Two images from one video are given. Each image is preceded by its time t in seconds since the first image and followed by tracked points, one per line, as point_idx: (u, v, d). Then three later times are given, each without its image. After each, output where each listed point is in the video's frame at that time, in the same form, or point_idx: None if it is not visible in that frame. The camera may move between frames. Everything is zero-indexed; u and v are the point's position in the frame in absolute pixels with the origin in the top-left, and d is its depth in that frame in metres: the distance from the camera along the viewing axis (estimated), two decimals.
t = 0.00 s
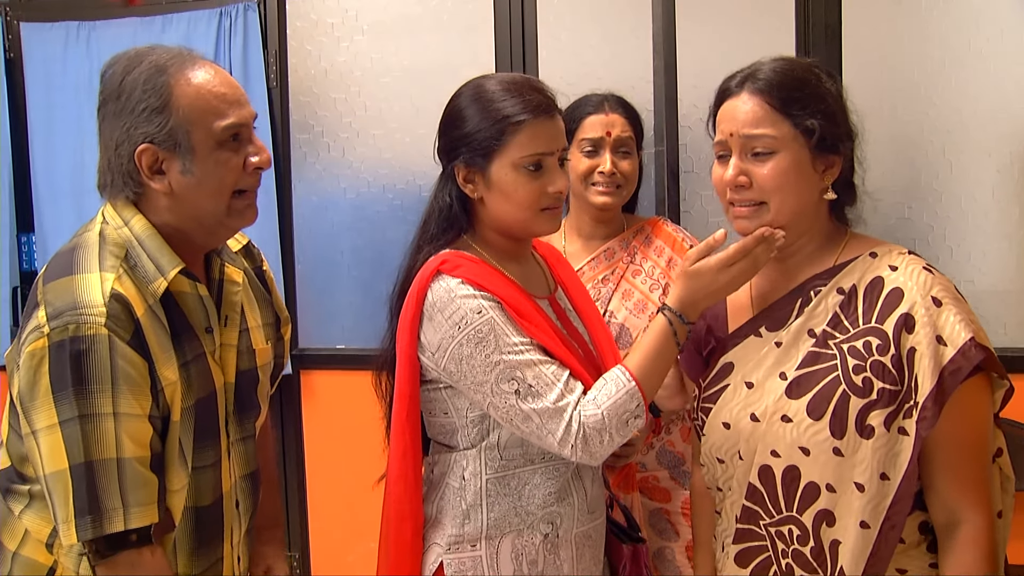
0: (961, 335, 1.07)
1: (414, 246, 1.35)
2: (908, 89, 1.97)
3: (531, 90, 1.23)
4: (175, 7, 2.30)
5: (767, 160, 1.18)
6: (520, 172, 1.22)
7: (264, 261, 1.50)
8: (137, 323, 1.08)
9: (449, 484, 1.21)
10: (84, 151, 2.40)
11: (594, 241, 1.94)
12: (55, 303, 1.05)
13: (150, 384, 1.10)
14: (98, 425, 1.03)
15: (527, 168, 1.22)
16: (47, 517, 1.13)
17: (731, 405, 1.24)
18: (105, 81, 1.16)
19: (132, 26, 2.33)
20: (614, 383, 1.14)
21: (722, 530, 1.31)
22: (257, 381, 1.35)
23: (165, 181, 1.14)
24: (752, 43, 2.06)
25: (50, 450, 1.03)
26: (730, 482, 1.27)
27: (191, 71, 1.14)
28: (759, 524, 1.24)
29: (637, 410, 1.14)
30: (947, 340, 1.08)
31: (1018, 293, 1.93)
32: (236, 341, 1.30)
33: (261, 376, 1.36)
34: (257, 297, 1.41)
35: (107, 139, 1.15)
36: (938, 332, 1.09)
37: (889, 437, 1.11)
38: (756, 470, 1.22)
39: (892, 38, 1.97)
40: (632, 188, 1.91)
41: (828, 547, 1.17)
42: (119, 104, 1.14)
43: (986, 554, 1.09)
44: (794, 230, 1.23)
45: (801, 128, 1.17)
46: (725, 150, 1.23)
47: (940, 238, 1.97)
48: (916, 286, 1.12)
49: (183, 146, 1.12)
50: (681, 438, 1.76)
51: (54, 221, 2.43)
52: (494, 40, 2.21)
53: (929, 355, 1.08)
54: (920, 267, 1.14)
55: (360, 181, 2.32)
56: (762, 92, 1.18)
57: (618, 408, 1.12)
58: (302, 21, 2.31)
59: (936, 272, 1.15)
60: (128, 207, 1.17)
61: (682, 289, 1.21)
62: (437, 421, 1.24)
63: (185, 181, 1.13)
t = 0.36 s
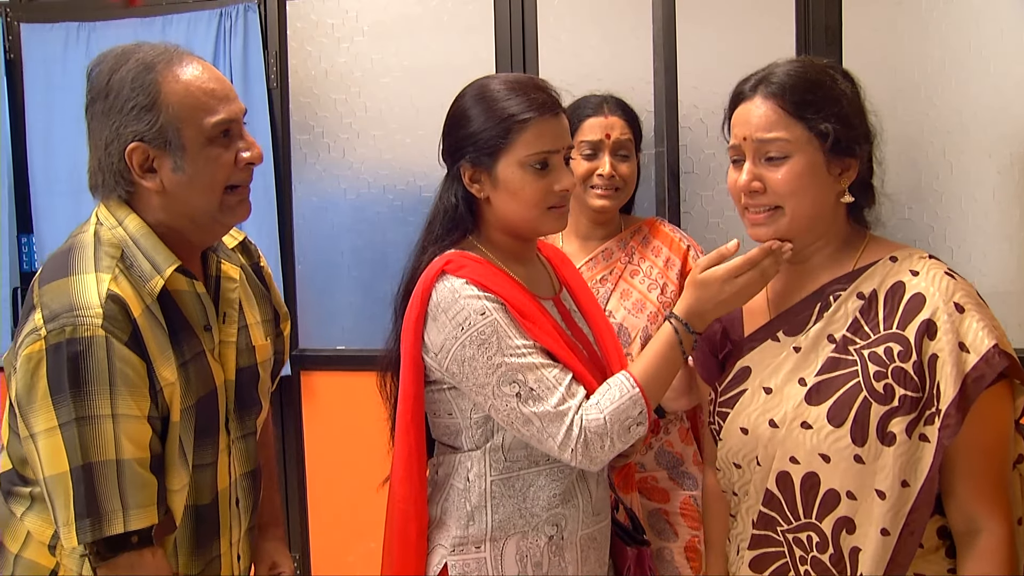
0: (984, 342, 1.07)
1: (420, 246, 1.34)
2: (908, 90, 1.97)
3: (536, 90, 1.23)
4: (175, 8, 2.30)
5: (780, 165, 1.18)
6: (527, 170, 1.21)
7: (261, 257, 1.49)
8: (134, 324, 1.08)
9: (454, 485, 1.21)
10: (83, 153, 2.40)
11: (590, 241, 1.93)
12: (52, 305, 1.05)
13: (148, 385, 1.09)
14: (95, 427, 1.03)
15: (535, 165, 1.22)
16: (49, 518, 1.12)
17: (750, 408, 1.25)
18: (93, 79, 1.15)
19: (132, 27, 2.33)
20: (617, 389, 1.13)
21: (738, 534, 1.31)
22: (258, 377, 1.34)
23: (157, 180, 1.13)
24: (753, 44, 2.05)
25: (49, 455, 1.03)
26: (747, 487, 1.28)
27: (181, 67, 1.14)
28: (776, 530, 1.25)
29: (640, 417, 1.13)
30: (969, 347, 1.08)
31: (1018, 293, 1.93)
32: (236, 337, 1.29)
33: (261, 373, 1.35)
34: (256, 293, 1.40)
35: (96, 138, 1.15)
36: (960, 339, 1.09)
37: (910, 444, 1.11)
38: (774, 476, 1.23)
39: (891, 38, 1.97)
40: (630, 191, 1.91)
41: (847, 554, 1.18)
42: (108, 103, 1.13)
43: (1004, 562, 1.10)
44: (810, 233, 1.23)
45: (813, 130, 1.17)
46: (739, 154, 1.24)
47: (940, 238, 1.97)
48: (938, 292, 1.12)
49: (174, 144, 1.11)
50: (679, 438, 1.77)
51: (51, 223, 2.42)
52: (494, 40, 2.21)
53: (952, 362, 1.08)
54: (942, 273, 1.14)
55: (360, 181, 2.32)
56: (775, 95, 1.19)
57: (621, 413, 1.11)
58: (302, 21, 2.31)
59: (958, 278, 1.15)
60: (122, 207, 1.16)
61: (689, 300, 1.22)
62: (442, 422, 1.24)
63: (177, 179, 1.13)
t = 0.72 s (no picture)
0: (999, 346, 1.08)
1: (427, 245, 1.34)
2: (910, 92, 1.97)
3: (540, 90, 1.23)
4: (176, 10, 2.30)
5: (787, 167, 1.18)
6: (533, 170, 1.21)
7: (282, 264, 1.49)
8: (158, 325, 1.07)
9: (461, 486, 1.21)
10: (86, 154, 2.39)
11: (591, 244, 1.91)
12: (77, 303, 1.04)
13: (169, 385, 1.08)
14: (117, 425, 1.02)
15: (542, 165, 1.22)
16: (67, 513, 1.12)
17: (763, 413, 1.26)
18: (123, 80, 1.15)
19: (133, 28, 2.32)
20: (622, 394, 1.13)
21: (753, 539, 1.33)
22: (274, 381, 1.34)
23: (179, 180, 1.13)
24: (755, 45, 2.06)
25: (69, 448, 1.02)
26: (763, 489, 1.29)
27: (207, 73, 1.14)
28: (790, 535, 1.25)
29: (642, 424, 1.13)
30: (984, 351, 1.08)
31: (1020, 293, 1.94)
32: (254, 342, 1.29)
33: (278, 377, 1.35)
34: (275, 300, 1.40)
35: (123, 138, 1.15)
36: (975, 344, 1.09)
37: (923, 450, 1.12)
38: (790, 480, 1.24)
39: (892, 40, 1.98)
40: (632, 195, 1.91)
41: (861, 560, 1.18)
42: (136, 103, 1.13)
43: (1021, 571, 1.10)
44: (823, 236, 1.22)
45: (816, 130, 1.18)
46: (747, 162, 1.24)
47: (942, 239, 1.98)
48: (952, 297, 1.12)
49: (198, 146, 1.11)
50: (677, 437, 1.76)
51: (54, 224, 2.41)
52: (495, 42, 2.21)
53: (965, 367, 1.08)
54: (956, 277, 1.14)
55: (362, 183, 2.32)
56: (778, 100, 1.20)
57: (623, 419, 1.11)
58: (304, 23, 2.31)
59: (974, 282, 1.15)
60: (147, 206, 1.15)
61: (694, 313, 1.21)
62: (448, 424, 1.23)
63: (199, 180, 1.13)
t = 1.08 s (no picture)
0: (991, 347, 1.06)
1: (433, 245, 1.34)
2: (911, 92, 1.98)
3: (547, 91, 1.23)
4: (178, 10, 2.30)
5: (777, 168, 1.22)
6: (544, 168, 1.22)
7: (288, 266, 1.48)
8: (171, 324, 1.07)
9: (469, 487, 1.21)
10: (87, 154, 2.39)
11: (595, 244, 1.92)
12: (92, 301, 1.04)
13: (182, 384, 1.08)
14: (131, 423, 1.02)
15: (551, 164, 1.22)
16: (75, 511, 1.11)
17: (761, 406, 1.27)
18: (140, 81, 1.15)
19: (134, 27, 2.32)
20: (639, 391, 1.15)
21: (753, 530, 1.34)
22: (281, 382, 1.33)
23: (195, 180, 1.13)
24: (756, 46, 2.06)
25: (84, 446, 1.02)
26: (761, 478, 1.31)
27: (224, 74, 1.14)
28: (780, 525, 1.27)
29: (659, 422, 1.14)
30: (976, 352, 1.07)
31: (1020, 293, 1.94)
32: (262, 344, 1.29)
33: (284, 378, 1.35)
34: (281, 301, 1.40)
35: (140, 138, 1.15)
36: (968, 344, 1.08)
37: (911, 448, 1.12)
38: (781, 471, 1.25)
39: (893, 40, 1.98)
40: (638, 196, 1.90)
41: (846, 554, 1.19)
42: (154, 104, 1.13)
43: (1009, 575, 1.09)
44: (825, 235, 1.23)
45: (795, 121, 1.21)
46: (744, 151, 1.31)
47: (942, 240, 1.98)
48: (948, 297, 1.11)
49: (215, 147, 1.11)
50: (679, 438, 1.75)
51: (56, 224, 2.41)
52: (497, 42, 2.21)
53: (957, 367, 1.07)
54: (956, 277, 1.12)
55: (363, 183, 2.32)
56: (773, 95, 1.25)
57: (641, 413, 1.13)
58: (305, 23, 2.31)
59: (975, 283, 1.13)
60: (161, 206, 1.15)
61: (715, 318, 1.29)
62: (456, 424, 1.23)
63: (215, 180, 1.13)
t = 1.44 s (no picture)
0: (949, 342, 1.04)
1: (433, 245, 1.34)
2: (912, 92, 1.97)
3: (552, 90, 1.24)
4: (177, 10, 2.30)
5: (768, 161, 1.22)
6: (554, 162, 1.22)
7: (273, 263, 1.50)
8: (152, 325, 1.07)
9: (477, 487, 1.20)
10: (86, 153, 2.40)
11: (603, 242, 1.90)
12: (71, 303, 1.04)
13: (165, 386, 1.08)
14: (112, 427, 1.02)
15: (560, 158, 1.22)
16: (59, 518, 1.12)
17: (738, 386, 1.29)
18: (118, 82, 1.15)
19: (135, 28, 2.33)
20: (654, 378, 1.17)
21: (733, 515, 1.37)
22: (268, 381, 1.34)
23: (180, 181, 1.13)
24: (756, 46, 2.05)
25: (63, 450, 1.01)
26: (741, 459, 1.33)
27: (203, 72, 1.14)
28: (752, 504, 1.28)
29: (675, 406, 1.16)
30: (934, 347, 1.06)
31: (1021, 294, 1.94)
32: (248, 342, 1.29)
33: (271, 377, 1.36)
34: (267, 299, 1.41)
35: (121, 141, 1.14)
36: (926, 339, 1.07)
37: (870, 438, 1.11)
38: (754, 450, 1.26)
39: (894, 40, 1.97)
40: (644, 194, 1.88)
41: (801, 537, 1.19)
42: (134, 105, 1.13)
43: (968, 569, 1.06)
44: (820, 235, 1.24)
45: (778, 119, 1.22)
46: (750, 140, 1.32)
47: (943, 240, 1.97)
48: (914, 291, 1.10)
49: (198, 147, 1.11)
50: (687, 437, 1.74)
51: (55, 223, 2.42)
52: (497, 42, 2.21)
53: (914, 359, 1.06)
54: (925, 274, 1.11)
55: (363, 183, 2.32)
56: (771, 91, 1.25)
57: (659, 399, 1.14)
58: (305, 23, 2.31)
59: (946, 280, 1.11)
60: (143, 209, 1.15)
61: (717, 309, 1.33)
62: (463, 425, 1.22)
63: (200, 181, 1.13)
